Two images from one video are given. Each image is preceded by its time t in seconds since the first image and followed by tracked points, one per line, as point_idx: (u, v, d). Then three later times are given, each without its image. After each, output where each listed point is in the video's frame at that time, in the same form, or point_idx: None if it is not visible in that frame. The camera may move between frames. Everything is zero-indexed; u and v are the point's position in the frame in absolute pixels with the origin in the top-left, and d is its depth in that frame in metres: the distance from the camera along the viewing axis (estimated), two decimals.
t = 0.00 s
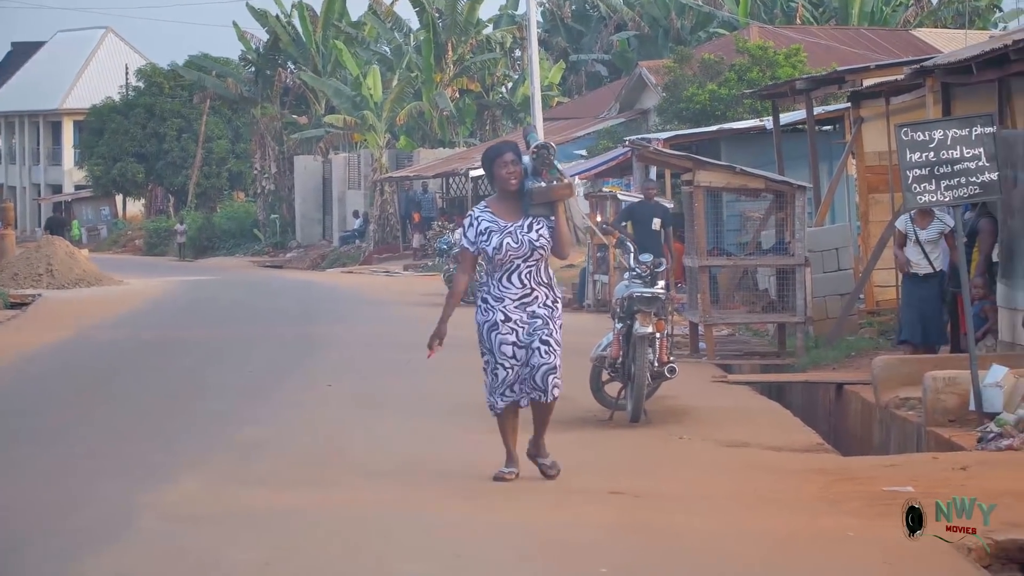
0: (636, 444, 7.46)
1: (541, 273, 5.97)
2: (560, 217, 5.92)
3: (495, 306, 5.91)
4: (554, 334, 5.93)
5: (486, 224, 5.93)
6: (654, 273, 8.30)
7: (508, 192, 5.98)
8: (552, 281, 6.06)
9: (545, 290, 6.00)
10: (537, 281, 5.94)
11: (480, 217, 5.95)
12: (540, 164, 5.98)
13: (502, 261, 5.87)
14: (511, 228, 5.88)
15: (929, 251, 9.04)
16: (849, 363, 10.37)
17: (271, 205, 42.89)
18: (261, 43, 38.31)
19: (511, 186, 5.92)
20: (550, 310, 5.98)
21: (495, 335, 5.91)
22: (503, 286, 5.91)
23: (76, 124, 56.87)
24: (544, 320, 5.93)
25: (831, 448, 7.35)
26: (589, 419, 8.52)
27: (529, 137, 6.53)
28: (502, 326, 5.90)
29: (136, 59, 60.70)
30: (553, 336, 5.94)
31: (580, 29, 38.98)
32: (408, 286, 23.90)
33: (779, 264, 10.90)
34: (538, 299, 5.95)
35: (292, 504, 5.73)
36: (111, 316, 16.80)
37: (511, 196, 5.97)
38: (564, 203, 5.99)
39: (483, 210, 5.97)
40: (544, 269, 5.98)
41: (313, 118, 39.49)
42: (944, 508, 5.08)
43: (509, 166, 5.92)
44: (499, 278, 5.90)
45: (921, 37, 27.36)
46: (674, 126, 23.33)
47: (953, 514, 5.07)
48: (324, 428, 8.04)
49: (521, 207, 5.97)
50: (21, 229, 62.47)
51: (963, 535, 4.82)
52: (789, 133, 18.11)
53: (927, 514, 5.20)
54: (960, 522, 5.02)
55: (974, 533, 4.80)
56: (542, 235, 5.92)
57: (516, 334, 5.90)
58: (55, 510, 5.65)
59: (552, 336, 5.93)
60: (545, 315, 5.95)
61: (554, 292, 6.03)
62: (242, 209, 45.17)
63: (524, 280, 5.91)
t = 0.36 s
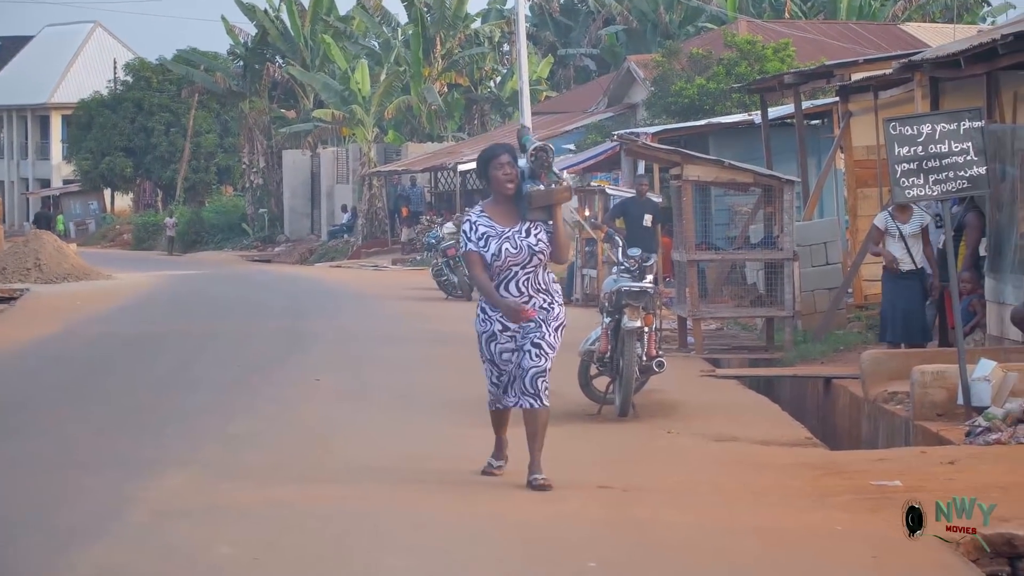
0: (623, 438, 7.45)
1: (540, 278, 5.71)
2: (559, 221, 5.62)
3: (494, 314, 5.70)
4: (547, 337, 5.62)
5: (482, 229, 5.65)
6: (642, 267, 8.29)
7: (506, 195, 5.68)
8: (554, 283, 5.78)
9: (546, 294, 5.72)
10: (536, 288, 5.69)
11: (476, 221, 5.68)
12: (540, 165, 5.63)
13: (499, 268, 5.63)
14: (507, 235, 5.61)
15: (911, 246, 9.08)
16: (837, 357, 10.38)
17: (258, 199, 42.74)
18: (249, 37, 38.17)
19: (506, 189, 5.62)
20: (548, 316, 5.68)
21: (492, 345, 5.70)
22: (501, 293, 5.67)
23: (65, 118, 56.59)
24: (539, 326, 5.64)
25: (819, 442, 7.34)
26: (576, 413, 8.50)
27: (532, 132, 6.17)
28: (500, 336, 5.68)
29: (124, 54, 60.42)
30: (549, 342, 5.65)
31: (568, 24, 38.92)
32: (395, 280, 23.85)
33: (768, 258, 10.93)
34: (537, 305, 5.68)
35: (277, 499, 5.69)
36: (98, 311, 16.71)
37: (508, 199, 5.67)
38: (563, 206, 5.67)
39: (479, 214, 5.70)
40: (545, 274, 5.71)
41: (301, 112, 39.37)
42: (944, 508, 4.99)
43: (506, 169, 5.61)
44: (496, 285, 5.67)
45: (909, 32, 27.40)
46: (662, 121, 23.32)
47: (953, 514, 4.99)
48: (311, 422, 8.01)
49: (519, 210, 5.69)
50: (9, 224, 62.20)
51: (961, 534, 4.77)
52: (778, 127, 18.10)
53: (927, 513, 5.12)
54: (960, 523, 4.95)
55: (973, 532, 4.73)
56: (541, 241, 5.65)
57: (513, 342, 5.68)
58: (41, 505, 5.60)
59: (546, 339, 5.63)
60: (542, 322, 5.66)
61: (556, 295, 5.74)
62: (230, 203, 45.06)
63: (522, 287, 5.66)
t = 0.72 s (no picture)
0: (606, 427, 7.45)
1: (535, 264, 5.49)
2: (554, 204, 5.42)
3: (485, 294, 5.46)
4: (544, 336, 5.50)
5: (474, 211, 5.45)
6: (624, 255, 8.29)
7: (498, 178, 5.49)
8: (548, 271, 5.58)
9: (540, 280, 5.52)
10: (530, 273, 5.47)
11: (469, 203, 5.48)
12: (533, 147, 5.53)
13: (490, 251, 5.40)
14: (499, 216, 5.40)
15: (887, 235, 9.09)
16: (818, 346, 10.42)
17: (240, 188, 42.54)
18: (230, 26, 37.97)
19: (500, 170, 5.44)
20: (543, 303, 5.50)
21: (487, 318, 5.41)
22: (494, 275, 5.45)
23: (46, 107, 56.21)
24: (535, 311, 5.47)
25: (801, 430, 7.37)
26: (557, 402, 8.48)
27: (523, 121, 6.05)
28: (493, 311, 5.40)
29: (106, 42, 60.02)
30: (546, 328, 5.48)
31: (550, 12, 38.86)
32: (377, 268, 23.79)
33: (749, 247, 10.93)
34: (530, 291, 5.48)
35: (259, 488, 5.66)
36: (80, 299, 16.62)
37: (501, 180, 5.48)
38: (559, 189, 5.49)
39: (471, 196, 5.50)
40: (539, 260, 5.51)
41: (283, 102, 39.22)
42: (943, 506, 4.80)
43: (499, 149, 5.46)
44: (489, 267, 5.44)
45: (890, 20, 27.45)
46: (644, 109, 23.32)
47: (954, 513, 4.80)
48: (294, 412, 7.97)
49: (513, 193, 5.49)
50: None
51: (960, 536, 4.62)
52: (760, 116, 18.11)
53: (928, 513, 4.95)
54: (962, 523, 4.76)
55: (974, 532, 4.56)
56: (534, 224, 5.44)
57: (509, 320, 5.42)
58: (25, 494, 5.56)
59: (541, 339, 5.51)
60: (536, 314, 5.49)
61: (550, 286, 5.54)
62: (212, 192, 44.88)
63: (516, 270, 5.44)
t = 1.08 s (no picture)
0: (593, 415, 7.45)
1: (525, 256, 5.36)
2: (545, 190, 5.32)
3: (475, 289, 5.29)
4: (536, 333, 5.36)
5: (465, 199, 5.32)
6: (610, 245, 8.29)
7: (489, 165, 5.38)
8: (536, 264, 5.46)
9: (529, 274, 5.38)
10: (521, 264, 5.34)
11: (459, 191, 5.35)
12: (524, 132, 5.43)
13: (481, 241, 5.26)
14: (491, 203, 5.27)
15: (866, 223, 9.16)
16: (804, 335, 10.44)
17: (226, 176, 42.32)
18: (216, 14, 37.75)
19: (490, 156, 5.34)
20: (534, 296, 5.36)
21: (478, 315, 5.24)
22: (485, 267, 5.30)
23: (32, 96, 55.82)
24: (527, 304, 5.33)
25: (787, 418, 7.39)
26: (544, 390, 8.48)
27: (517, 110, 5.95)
28: (487, 307, 5.24)
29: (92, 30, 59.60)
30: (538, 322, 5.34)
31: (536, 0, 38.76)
32: (364, 257, 23.74)
33: (736, 235, 10.94)
34: (522, 284, 5.34)
35: (245, 477, 5.63)
36: (66, 289, 16.54)
37: (491, 167, 5.37)
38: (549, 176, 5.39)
39: (460, 183, 5.38)
40: (530, 252, 5.38)
41: (269, 90, 39.07)
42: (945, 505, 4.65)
43: (488, 135, 5.36)
44: (479, 258, 5.29)
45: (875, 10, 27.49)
46: (630, 98, 23.31)
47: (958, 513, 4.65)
48: (281, 400, 7.95)
49: (504, 181, 5.38)
50: None
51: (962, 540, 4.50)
52: (745, 104, 18.12)
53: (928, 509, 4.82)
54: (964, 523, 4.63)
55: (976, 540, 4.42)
56: (526, 212, 5.31)
57: (501, 318, 5.27)
58: (12, 484, 5.52)
59: (534, 334, 5.37)
60: (529, 306, 5.34)
61: (540, 277, 5.41)
62: (198, 181, 44.69)
63: (508, 261, 5.29)
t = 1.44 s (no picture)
0: (576, 415, 7.41)
1: (522, 264, 5.03)
2: (542, 200, 4.95)
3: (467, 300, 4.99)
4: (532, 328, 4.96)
5: (460, 205, 4.98)
6: (592, 244, 8.26)
7: (484, 171, 5.00)
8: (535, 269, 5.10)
9: (527, 282, 5.03)
10: (516, 272, 5.00)
11: (453, 195, 5.01)
12: (526, 137, 4.99)
13: (475, 250, 4.96)
14: (486, 212, 4.95)
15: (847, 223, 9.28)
16: (787, 334, 10.44)
17: (208, 176, 42.07)
18: (199, 13, 37.60)
19: (485, 161, 4.96)
20: (530, 303, 4.99)
21: (467, 332, 4.99)
22: (478, 277, 4.98)
23: (14, 95, 55.49)
24: (520, 314, 4.95)
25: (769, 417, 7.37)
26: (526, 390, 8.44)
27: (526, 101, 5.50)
28: (475, 323, 4.97)
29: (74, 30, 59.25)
30: (531, 331, 4.97)
31: None
32: (347, 256, 23.67)
33: (718, 234, 10.93)
34: (517, 293, 4.99)
35: (226, 476, 5.58)
36: (47, 288, 16.41)
37: (486, 173, 5.00)
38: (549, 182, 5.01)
39: (454, 188, 5.01)
40: (526, 258, 5.04)
41: (252, 89, 38.92)
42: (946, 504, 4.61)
43: (484, 141, 4.96)
44: (471, 268, 4.98)
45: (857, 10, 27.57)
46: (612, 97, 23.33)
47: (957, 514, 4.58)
48: (263, 399, 7.88)
49: (499, 187, 5.01)
50: None
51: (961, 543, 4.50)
52: (727, 103, 18.13)
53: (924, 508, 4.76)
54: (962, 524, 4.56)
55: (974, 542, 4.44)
56: (523, 222, 4.98)
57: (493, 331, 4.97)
58: None
59: (529, 330, 4.96)
60: (524, 308, 4.97)
61: (538, 285, 5.05)
62: (181, 180, 44.49)
63: (501, 270, 4.97)
